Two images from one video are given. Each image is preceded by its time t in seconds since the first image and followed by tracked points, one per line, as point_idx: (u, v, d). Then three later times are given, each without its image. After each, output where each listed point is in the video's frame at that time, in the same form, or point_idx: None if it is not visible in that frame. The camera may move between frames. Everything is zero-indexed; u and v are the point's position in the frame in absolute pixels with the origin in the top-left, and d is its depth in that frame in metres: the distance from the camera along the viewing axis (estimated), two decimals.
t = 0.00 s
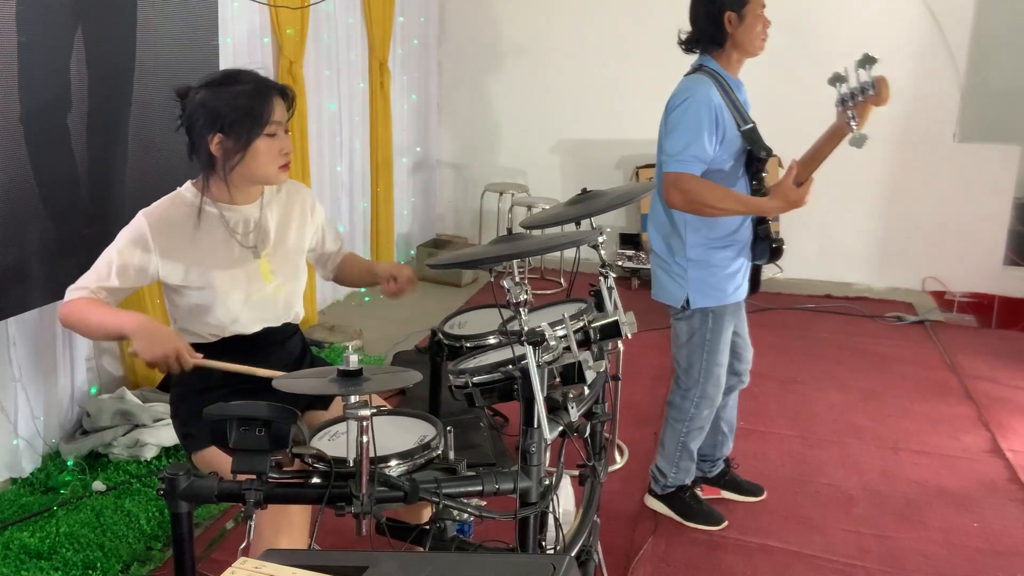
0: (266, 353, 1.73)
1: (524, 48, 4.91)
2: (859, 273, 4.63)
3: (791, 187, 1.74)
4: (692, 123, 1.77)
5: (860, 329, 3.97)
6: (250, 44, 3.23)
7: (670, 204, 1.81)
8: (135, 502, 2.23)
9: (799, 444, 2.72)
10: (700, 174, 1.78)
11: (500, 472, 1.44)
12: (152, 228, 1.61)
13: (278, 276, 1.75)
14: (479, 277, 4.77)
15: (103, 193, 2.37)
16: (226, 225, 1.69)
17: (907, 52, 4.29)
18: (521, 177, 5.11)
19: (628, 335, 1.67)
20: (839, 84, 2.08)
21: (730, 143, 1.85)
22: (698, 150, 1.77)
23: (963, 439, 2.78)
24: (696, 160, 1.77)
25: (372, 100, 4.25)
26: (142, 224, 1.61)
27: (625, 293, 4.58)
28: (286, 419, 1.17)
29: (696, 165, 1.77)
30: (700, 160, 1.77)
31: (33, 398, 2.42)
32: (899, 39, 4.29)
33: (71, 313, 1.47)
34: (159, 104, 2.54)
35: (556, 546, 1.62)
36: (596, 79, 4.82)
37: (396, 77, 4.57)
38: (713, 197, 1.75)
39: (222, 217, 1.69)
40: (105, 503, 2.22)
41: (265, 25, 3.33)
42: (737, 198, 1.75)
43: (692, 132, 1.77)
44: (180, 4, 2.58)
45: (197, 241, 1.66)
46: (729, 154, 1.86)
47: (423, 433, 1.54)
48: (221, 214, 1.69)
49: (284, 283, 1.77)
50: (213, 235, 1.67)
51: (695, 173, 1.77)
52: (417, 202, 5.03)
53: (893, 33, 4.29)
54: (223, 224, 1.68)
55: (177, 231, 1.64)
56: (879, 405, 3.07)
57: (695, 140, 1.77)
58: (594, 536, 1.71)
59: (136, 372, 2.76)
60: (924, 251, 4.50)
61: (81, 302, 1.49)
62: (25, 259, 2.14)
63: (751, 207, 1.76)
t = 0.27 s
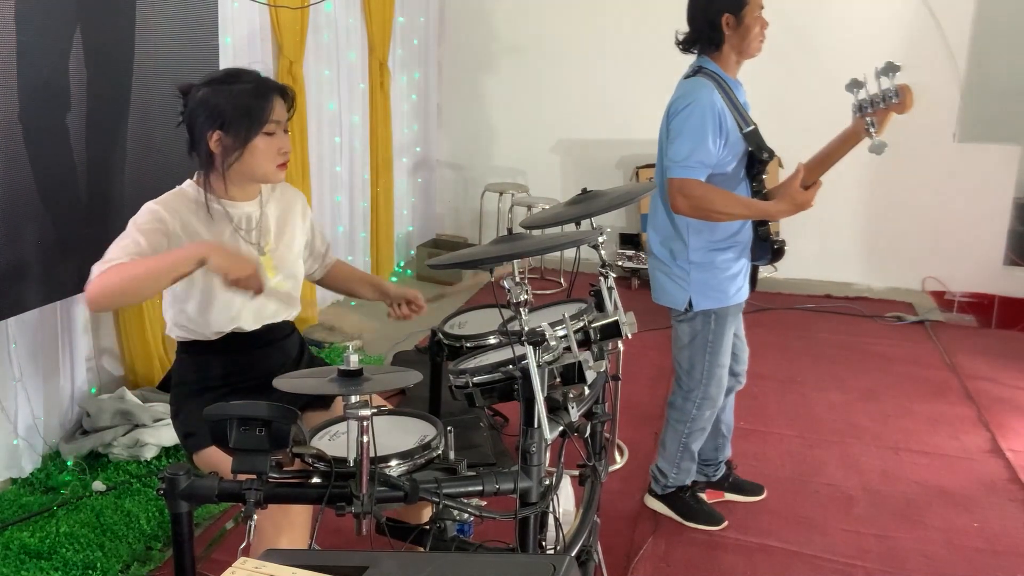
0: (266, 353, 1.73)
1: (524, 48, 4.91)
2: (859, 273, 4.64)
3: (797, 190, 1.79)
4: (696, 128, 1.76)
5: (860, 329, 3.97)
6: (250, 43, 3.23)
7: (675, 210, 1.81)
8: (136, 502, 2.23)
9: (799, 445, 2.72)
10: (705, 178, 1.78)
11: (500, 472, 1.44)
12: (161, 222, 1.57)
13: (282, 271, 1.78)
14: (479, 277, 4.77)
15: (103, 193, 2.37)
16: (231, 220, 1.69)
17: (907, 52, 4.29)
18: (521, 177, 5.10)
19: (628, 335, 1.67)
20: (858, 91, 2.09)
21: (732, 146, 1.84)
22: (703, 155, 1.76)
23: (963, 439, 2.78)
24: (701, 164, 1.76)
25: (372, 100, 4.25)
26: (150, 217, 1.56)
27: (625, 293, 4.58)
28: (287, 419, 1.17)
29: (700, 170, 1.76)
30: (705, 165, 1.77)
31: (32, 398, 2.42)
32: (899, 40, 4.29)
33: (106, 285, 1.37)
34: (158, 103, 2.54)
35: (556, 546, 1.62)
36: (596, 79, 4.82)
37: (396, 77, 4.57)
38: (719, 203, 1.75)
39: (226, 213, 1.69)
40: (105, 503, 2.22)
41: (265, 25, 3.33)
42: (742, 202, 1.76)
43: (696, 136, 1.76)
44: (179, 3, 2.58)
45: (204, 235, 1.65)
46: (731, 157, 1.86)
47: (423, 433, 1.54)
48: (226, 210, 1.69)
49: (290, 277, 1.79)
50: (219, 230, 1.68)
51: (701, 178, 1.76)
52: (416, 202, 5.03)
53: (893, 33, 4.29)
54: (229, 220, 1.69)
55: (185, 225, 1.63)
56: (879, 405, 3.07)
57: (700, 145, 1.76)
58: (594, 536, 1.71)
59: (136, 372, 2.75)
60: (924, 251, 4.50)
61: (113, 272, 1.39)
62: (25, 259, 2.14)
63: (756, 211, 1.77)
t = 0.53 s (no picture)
0: (266, 353, 1.73)
1: (524, 48, 4.91)
2: (859, 273, 4.64)
3: (796, 189, 1.79)
4: (696, 128, 1.76)
5: (860, 329, 3.97)
6: (250, 43, 3.23)
7: (675, 210, 1.81)
8: (136, 502, 2.23)
9: (799, 445, 2.72)
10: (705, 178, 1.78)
11: (500, 472, 1.44)
12: (181, 215, 1.56)
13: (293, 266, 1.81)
14: (478, 277, 4.77)
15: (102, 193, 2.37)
16: (248, 216, 1.71)
17: (907, 52, 4.29)
18: (521, 177, 5.10)
19: (628, 335, 1.67)
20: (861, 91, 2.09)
21: (733, 145, 1.84)
22: (702, 155, 1.76)
23: (963, 439, 2.78)
24: (701, 164, 1.76)
25: (372, 100, 4.25)
26: (168, 210, 1.56)
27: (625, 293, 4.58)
28: (287, 419, 1.17)
29: (700, 170, 1.76)
30: (704, 165, 1.77)
31: (32, 398, 2.42)
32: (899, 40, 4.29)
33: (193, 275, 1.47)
34: (158, 103, 2.54)
35: (556, 546, 1.62)
36: (596, 79, 4.82)
37: (396, 77, 4.57)
38: (719, 203, 1.75)
39: (241, 209, 1.70)
40: (105, 503, 2.22)
41: (265, 25, 3.33)
42: (742, 202, 1.76)
43: (696, 136, 1.76)
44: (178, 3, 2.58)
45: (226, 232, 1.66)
46: (732, 157, 1.86)
47: (423, 433, 1.54)
48: (242, 206, 1.70)
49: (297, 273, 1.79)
50: (238, 226, 1.69)
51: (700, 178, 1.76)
52: (416, 202, 5.03)
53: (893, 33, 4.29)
54: (245, 216, 1.70)
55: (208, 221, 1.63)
56: (879, 405, 3.07)
57: (700, 145, 1.76)
58: (594, 536, 1.71)
59: (136, 373, 2.75)
60: (924, 251, 4.50)
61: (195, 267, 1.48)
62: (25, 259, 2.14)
63: (756, 210, 1.77)
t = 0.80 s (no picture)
0: (266, 353, 1.73)
1: (524, 48, 4.92)
2: (858, 273, 4.64)
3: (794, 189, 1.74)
4: (692, 127, 1.76)
5: (860, 329, 3.97)
6: (250, 44, 3.23)
7: (671, 209, 1.82)
8: (136, 502, 2.23)
9: (799, 445, 2.72)
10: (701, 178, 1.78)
11: (500, 472, 1.44)
12: (163, 212, 1.61)
13: (286, 272, 1.75)
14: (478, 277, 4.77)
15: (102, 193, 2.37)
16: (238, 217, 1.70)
17: (907, 52, 4.29)
18: (521, 177, 5.10)
19: (628, 335, 1.67)
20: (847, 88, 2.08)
21: (730, 145, 1.84)
22: (698, 154, 1.76)
23: (963, 439, 2.78)
24: (697, 164, 1.76)
25: (372, 100, 4.25)
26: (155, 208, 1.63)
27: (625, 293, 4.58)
28: (287, 419, 1.17)
29: (696, 170, 1.76)
30: (700, 165, 1.77)
31: (32, 398, 2.42)
32: (898, 40, 4.29)
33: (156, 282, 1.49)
34: (158, 103, 2.54)
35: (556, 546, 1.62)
36: (595, 79, 4.83)
37: (396, 77, 4.57)
38: (715, 202, 1.75)
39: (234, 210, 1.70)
40: (105, 503, 2.22)
41: (265, 25, 3.33)
42: (737, 201, 1.76)
43: (692, 136, 1.76)
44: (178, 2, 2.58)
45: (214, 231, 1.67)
46: (729, 157, 1.86)
47: (423, 433, 1.54)
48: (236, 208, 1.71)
49: (291, 278, 1.76)
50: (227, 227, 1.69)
51: (696, 177, 1.77)
52: (416, 202, 5.03)
53: (893, 33, 4.29)
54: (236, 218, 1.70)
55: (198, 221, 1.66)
56: (879, 405, 3.07)
57: (696, 145, 1.76)
58: (594, 536, 1.71)
59: (136, 373, 2.75)
60: (924, 251, 4.50)
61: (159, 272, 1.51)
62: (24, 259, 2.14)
63: (752, 210, 1.77)
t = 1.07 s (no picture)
0: (266, 353, 1.73)
1: (524, 48, 4.91)
2: (858, 273, 4.64)
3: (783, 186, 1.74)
4: (687, 126, 1.76)
5: (860, 329, 3.97)
6: (250, 44, 3.23)
7: (665, 208, 1.82)
8: (136, 502, 2.23)
9: (799, 444, 2.72)
10: (695, 177, 1.78)
11: (500, 472, 1.44)
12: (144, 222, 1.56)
13: (274, 275, 1.75)
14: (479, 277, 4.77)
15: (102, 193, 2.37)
16: (224, 219, 1.70)
17: (907, 52, 4.29)
18: (521, 177, 5.10)
19: (628, 335, 1.67)
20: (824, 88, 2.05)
21: (727, 145, 1.84)
22: (693, 153, 1.77)
23: (963, 439, 2.78)
24: (691, 163, 1.77)
25: (372, 100, 4.25)
26: (134, 215, 1.58)
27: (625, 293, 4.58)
28: (287, 419, 1.17)
29: (690, 168, 1.77)
30: (694, 163, 1.77)
31: (32, 398, 2.42)
32: (899, 40, 4.29)
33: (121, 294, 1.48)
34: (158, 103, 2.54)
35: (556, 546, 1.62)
36: (596, 79, 4.83)
37: (396, 77, 4.57)
38: (708, 200, 1.75)
39: (220, 211, 1.70)
40: (105, 503, 2.22)
41: (265, 24, 3.33)
42: (730, 199, 1.76)
43: (686, 134, 1.76)
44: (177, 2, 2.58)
45: (196, 232, 1.68)
46: (726, 156, 1.86)
47: (423, 433, 1.54)
48: (220, 209, 1.70)
49: (281, 281, 1.76)
50: (211, 227, 1.69)
51: (690, 176, 1.77)
52: (417, 202, 5.03)
53: (893, 33, 4.29)
54: (221, 219, 1.70)
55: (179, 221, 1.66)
56: (879, 405, 3.07)
57: (690, 144, 1.76)
58: (594, 536, 1.71)
59: (136, 372, 2.76)
60: (924, 251, 4.50)
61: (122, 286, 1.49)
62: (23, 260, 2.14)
63: (744, 209, 1.77)
